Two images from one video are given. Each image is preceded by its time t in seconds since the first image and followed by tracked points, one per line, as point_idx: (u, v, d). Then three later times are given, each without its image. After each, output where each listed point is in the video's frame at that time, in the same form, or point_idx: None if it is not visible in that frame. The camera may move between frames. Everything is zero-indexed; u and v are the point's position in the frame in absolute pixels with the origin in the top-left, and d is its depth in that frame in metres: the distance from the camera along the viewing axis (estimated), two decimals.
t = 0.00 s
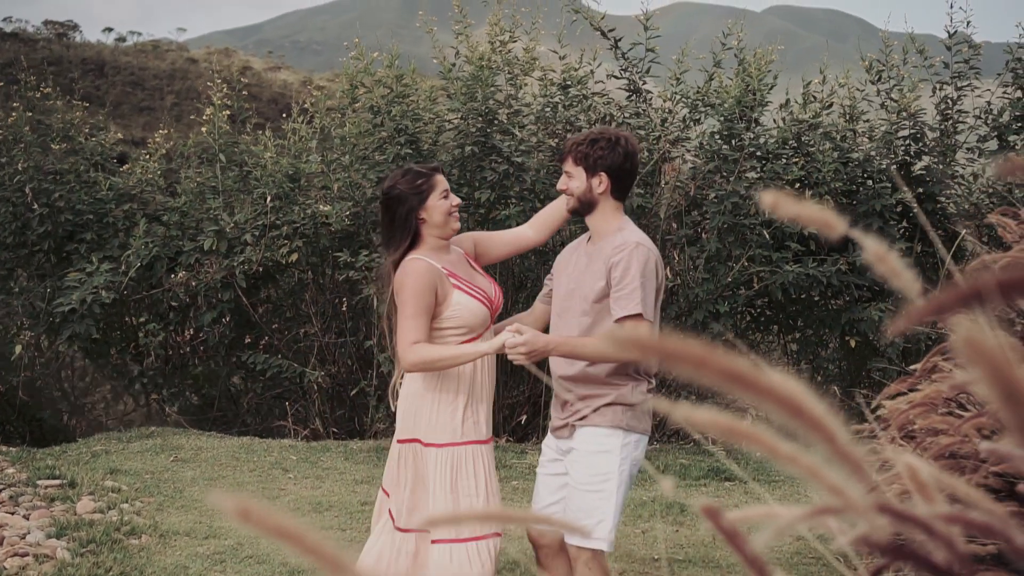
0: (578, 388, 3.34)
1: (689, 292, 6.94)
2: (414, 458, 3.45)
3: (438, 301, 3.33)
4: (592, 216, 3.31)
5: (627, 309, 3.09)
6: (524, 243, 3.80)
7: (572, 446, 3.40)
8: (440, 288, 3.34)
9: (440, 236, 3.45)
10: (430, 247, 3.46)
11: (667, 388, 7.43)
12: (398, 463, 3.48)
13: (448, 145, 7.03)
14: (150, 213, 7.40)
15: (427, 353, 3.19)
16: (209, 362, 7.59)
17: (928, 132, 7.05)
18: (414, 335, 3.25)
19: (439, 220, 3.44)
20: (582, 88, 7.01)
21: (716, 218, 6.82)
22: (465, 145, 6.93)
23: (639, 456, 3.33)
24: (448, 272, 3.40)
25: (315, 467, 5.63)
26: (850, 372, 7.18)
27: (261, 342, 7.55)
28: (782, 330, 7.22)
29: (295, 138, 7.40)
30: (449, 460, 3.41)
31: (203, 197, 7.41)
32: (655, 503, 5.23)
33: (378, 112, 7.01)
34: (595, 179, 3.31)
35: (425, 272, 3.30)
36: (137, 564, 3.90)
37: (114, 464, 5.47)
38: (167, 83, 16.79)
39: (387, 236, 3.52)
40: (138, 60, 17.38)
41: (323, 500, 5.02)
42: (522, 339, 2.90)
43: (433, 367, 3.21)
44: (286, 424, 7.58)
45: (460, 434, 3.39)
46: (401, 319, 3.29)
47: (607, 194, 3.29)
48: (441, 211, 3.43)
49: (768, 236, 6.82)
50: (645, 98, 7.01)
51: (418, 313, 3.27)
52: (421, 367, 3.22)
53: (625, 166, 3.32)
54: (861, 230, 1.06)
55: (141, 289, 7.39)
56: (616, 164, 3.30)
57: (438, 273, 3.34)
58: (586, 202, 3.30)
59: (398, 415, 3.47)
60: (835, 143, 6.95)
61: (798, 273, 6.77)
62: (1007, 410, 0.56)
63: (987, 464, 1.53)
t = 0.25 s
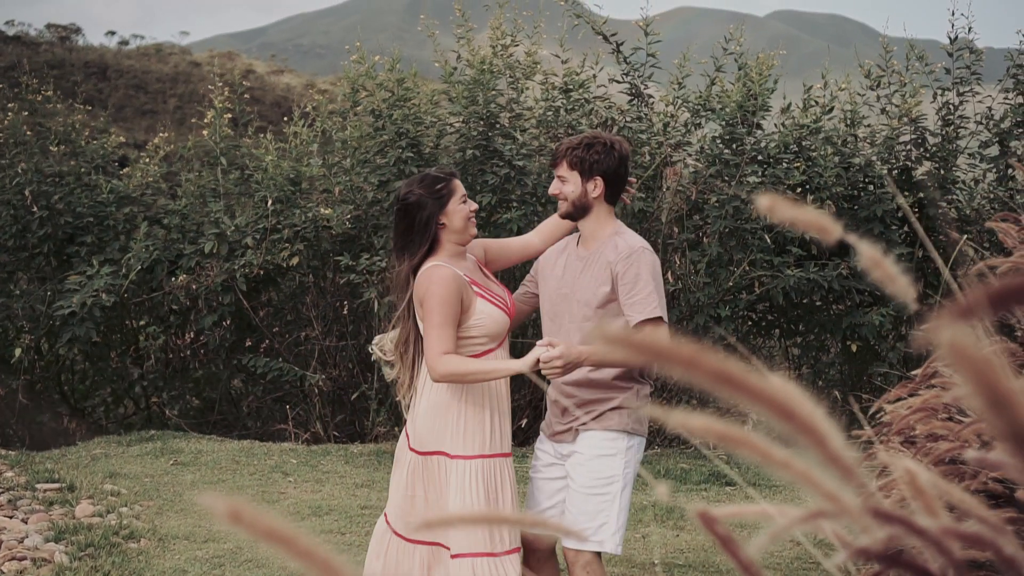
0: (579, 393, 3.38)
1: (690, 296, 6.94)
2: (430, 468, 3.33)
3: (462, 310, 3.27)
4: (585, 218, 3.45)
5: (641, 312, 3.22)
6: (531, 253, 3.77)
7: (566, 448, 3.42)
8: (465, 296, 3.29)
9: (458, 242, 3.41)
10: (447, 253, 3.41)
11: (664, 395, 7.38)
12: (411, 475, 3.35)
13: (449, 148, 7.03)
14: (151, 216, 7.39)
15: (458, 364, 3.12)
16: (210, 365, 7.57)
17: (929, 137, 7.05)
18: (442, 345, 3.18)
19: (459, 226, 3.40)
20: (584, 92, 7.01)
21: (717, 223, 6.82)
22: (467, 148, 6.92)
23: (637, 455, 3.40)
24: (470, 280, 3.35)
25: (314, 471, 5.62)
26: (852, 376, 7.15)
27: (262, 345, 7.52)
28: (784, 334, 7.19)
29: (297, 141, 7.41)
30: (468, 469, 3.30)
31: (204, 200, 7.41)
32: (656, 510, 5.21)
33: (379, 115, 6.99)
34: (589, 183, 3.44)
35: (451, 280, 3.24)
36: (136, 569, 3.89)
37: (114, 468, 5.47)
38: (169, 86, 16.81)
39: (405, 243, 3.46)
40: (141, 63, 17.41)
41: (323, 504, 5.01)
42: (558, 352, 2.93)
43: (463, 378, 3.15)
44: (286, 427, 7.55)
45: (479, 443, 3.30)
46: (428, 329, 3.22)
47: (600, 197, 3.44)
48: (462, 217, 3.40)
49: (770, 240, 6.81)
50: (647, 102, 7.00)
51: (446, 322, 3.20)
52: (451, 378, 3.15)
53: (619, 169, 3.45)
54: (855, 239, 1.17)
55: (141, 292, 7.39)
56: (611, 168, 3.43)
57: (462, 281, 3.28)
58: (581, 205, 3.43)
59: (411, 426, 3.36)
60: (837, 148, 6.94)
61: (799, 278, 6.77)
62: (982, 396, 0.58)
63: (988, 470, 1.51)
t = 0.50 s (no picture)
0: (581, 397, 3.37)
1: (693, 300, 6.93)
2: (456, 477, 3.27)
3: (499, 318, 3.18)
4: (580, 221, 3.44)
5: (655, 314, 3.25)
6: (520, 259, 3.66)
7: (567, 451, 3.41)
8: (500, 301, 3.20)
9: (483, 246, 3.31)
10: (473, 256, 3.30)
11: (665, 403, 7.34)
12: (436, 485, 3.28)
13: (452, 151, 7.02)
14: (154, 218, 7.40)
15: (505, 373, 3.03)
16: (212, 368, 7.57)
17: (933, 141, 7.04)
18: (485, 353, 3.08)
19: (487, 229, 3.31)
20: (587, 96, 6.99)
21: (721, 227, 6.82)
22: (469, 151, 6.93)
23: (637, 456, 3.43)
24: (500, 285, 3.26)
25: (316, 474, 5.61)
26: (855, 381, 7.14)
27: (264, 348, 7.53)
28: (787, 338, 7.17)
29: (299, 144, 7.41)
30: (496, 480, 3.23)
31: (207, 203, 7.41)
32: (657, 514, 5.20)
33: (382, 118, 7.00)
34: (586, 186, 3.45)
35: (490, 285, 3.14)
36: (136, 571, 3.90)
37: (116, 471, 5.47)
38: (175, 89, 16.84)
39: (429, 243, 3.31)
40: (146, 65, 17.44)
41: (324, 507, 5.00)
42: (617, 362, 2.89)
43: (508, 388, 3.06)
44: (289, 430, 7.55)
45: (510, 452, 3.24)
46: (467, 336, 3.10)
47: (597, 200, 3.44)
48: (488, 219, 3.32)
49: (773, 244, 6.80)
50: (650, 105, 6.99)
51: (487, 329, 3.10)
52: (498, 388, 3.06)
53: (614, 172, 3.47)
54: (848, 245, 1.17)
55: (144, 295, 7.39)
56: (608, 171, 3.45)
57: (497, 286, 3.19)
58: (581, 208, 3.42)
59: (436, 433, 3.28)
60: (840, 153, 6.93)
61: (803, 282, 6.76)
62: (975, 394, 0.63)
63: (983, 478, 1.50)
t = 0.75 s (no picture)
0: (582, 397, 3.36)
1: (691, 301, 6.94)
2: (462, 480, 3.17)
3: (522, 320, 3.10)
4: (573, 223, 3.44)
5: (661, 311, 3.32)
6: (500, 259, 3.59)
7: (564, 450, 3.42)
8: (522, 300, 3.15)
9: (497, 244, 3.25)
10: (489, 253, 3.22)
11: (662, 403, 7.30)
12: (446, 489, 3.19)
13: (450, 152, 7.03)
14: (152, 217, 7.41)
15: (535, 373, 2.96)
16: (210, 367, 7.57)
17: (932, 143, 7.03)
18: (516, 353, 3.02)
19: (502, 227, 3.25)
20: (586, 96, 7.00)
21: (718, 228, 6.80)
22: (467, 152, 6.93)
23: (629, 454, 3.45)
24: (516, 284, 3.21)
25: (313, 474, 5.61)
26: (852, 383, 7.13)
27: (261, 347, 7.53)
28: (784, 340, 7.17)
29: (297, 144, 7.41)
30: (510, 481, 3.16)
31: (205, 202, 7.42)
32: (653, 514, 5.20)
33: (380, 118, 7.02)
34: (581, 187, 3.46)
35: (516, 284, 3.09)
36: (130, 570, 3.90)
37: (112, 470, 5.47)
38: (176, 89, 16.86)
39: (447, 237, 3.20)
40: (148, 65, 17.46)
41: (320, 507, 5.00)
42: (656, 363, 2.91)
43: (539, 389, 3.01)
44: (285, 430, 7.54)
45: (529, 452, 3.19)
46: (496, 335, 3.03)
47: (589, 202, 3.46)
48: (504, 216, 3.26)
49: (771, 245, 6.80)
50: (649, 106, 7.00)
51: (516, 328, 3.04)
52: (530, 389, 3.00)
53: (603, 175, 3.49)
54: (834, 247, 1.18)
55: (141, 294, 7.40)
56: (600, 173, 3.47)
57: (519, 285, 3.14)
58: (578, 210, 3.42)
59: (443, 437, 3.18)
60: (838, 154, 6.91)
61: (800, 283, 6.75)
62: (973, 415, 0.64)
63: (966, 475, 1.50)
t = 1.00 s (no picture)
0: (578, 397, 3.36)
1: (684, 302, 6.95)
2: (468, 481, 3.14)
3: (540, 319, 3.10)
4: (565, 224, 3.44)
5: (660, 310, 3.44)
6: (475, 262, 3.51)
7: (556, 451, 3.42)
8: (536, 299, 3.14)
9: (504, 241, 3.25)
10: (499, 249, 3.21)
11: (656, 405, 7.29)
12: (451, 489, 3.19)
13: (444, 152, 7.03)
14: (146, 217, 7.40)
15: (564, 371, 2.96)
16: (203, 367, 7.56)
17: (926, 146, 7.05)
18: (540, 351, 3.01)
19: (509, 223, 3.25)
20: (580, 97, 7.02)
21: (713, 229, 6.80)
22: (462, 152, 6.93)
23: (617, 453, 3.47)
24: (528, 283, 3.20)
25: (306, 475, 5.61)
26: (846, 385, 7.14)
27: (255, 348, 7.52)
28: (779, 341, 7.18)
29: (291, 144, 7.41)
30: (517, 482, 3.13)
31: (199, 203, 7.42)
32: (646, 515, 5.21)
33: (374, 119, 7.03)
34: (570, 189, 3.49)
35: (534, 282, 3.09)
36: (122, 571, 3.90)
37: (104, 470, 5.46)
38: (172, 89, 16.86)
39: (464, 231, 3.15)
40: (143, 65, 17.45)
41: (313, 508, 4.99)
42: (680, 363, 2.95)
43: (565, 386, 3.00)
44: (279, 431, 7.53)
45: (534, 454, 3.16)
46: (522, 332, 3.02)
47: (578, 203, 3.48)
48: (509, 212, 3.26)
49: (764, 247, 6.81)
50: (644, 107, 7.00)
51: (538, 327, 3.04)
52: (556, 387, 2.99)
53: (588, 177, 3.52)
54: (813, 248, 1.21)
55: (135, 294, 7.39)
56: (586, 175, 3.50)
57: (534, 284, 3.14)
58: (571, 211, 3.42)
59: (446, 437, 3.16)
60: (832, 156, 6.93)
61: (794, 285, 6.76)
62: (949, 422, 0.65)
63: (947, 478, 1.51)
